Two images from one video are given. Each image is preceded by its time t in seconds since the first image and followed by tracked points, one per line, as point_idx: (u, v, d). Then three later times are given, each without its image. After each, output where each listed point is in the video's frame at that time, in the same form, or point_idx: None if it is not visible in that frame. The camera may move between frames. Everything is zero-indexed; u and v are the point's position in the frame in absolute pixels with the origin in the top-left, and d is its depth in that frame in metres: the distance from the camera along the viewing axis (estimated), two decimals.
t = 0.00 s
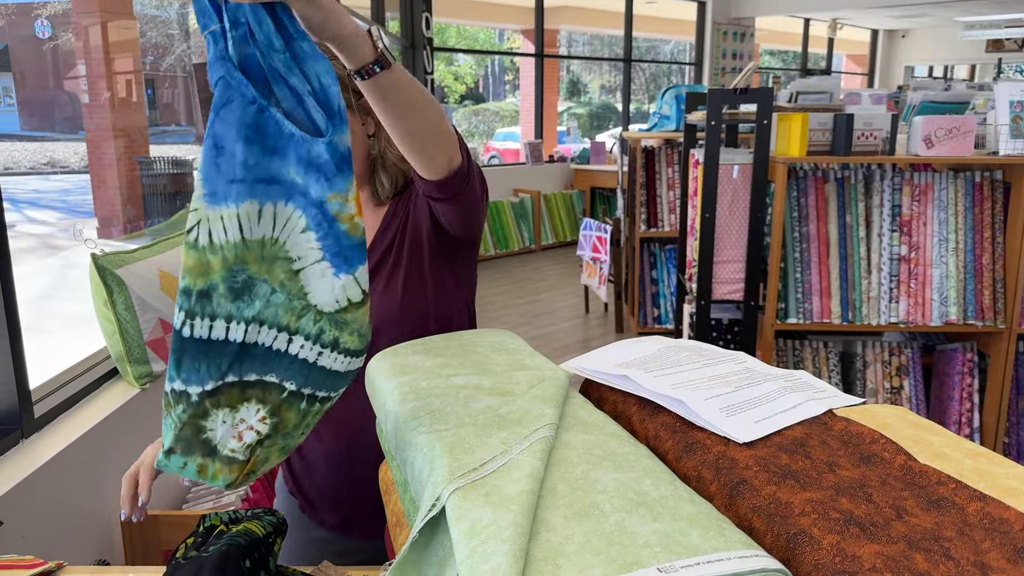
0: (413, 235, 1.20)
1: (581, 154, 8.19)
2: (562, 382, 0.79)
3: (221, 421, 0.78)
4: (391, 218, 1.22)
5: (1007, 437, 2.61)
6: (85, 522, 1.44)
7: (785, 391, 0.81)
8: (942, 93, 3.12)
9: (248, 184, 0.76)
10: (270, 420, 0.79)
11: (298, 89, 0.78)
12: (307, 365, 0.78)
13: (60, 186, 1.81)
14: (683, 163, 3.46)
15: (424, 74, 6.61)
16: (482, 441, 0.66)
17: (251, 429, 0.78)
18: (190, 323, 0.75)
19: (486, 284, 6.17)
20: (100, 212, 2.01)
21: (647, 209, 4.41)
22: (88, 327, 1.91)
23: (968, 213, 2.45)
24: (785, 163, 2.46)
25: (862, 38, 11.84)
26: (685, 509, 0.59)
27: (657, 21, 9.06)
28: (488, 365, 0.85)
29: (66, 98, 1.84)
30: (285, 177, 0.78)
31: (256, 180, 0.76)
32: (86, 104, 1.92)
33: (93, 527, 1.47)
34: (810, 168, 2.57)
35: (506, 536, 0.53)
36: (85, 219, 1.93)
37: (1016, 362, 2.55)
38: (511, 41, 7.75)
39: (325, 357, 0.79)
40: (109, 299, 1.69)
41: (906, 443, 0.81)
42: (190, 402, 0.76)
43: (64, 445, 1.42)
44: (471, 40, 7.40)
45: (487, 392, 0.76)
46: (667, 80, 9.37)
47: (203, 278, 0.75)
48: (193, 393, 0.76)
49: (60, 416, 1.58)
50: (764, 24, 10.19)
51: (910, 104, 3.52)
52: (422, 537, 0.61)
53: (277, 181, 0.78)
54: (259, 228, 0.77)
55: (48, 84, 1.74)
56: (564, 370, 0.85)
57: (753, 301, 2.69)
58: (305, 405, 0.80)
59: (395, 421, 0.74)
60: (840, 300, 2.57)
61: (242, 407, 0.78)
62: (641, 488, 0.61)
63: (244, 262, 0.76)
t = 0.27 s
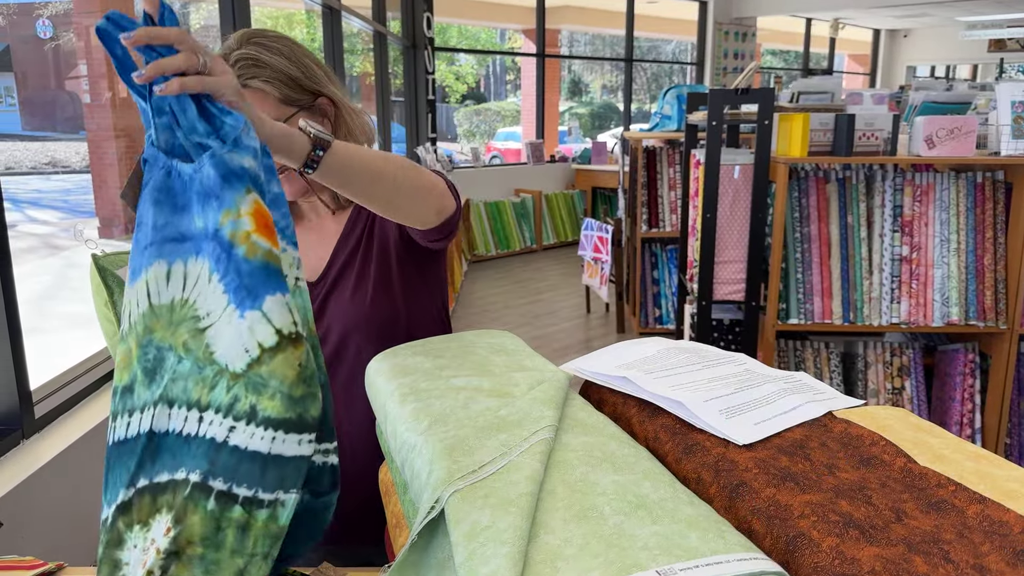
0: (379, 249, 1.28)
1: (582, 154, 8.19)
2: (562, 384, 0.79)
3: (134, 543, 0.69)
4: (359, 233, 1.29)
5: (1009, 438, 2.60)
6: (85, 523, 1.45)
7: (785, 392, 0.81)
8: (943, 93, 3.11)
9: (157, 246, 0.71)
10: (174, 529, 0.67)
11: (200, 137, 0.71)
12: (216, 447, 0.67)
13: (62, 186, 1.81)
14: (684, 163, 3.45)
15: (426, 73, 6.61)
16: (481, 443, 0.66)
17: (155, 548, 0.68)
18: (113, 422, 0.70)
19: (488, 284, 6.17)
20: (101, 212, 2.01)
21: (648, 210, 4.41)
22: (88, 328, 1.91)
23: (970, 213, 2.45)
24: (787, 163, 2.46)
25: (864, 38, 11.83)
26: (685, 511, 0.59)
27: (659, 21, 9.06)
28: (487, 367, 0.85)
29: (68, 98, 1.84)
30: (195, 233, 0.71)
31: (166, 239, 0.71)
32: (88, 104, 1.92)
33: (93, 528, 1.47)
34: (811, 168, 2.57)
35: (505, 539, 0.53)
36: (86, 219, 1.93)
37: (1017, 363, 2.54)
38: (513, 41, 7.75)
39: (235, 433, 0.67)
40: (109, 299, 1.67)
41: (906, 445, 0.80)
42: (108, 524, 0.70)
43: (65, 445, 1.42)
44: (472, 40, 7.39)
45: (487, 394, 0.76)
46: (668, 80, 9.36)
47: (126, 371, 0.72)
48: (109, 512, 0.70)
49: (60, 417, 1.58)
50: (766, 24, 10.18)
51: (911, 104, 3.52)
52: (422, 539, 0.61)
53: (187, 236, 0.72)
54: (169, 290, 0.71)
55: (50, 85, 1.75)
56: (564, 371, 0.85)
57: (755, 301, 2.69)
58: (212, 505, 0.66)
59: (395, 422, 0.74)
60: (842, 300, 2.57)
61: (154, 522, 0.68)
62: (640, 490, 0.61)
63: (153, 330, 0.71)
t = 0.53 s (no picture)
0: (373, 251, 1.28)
1: (583, 154, 8.19)
2: (564, 383, 0.79)
3: None
4: (350, 234, 1.28)
5: (1011, 438, 2.60)
6: (88, 522, 1.45)
7: (789, 391, 0.81)
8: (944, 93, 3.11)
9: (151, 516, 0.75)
10: None
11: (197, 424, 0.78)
12: None
13: (63, 186, 1.81)
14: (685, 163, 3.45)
15: (427, 73, 6.61)
16: (485, 442, 0.66)
17: None
18: None
19: (489, 284, 6.16)
20: (103, 212, 2.01)
21: (649, 209, 4.41)
22: (90, 328, 1.91)
23: (972, 213, 2.45)
24: (789, 163, 2.46)
25: (865, 38, 11.83)
26: (689, 510, 0.59)
27: (661, 21, 9.06)
28: (490, 365, 0.85)
29: (70, 98, 1.84)
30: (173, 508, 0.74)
31: (148, 510, 0.75)
32: (89, 104, 1.92)
33: (96, 528, 1.47)
34: (813, 168, 2.57)
35: (509, 537, 0.53)
36: (88, 219, 1.93)
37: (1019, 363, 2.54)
38: (514, 41, 7.75)
39: None
40: (111, 298, 1.69)
41: (910, 444, 0.80)
42: None
43: (68, 444, 1.43)
44: (473, 40, 7.40)
45: (490, 393, 0.76)
46: (670, 80, 9.36)
47: None
48: None
49: (62, 416, 1.58)
50: (767, 24, 10.18)
51: (913, 104, 3.51)
52: (426, 538, 0.61)
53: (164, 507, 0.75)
54: (150, 558, 0.74)
55: (51, 84, 1.75)
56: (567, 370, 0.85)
57: (756, 301, 2.69)
58: None
59: (398, 421, 0.74)
60: (843, 300, 2.57)
61: None
62: (644, 489, 0.61)
63: None
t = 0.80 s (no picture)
0: (369, 259, 1.27)
1: (585, 154, 8.19)
2: (569, 382, 0.79)
3: None
4: (345, 240, 1.28)
5: (1013, 438, 2.61)
6: (93, 521, 1.45)
7: (795, 391, 0.81)
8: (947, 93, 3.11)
9: (177, 542, 0.78)
10: None
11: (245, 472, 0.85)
12: None
13: (66, 186, 1.81)
14: (688, 163, 3.45)
15: (429, 73, 6.61)
16: (490, 440, 0.66)
17: None
18: None
19: (491, 284, 6.17)
20: (107, 212, 2.01)
21: (652, 209, 4.41)
22: (94, 327, 1.92)
23: (975, 213, 2.44)
24: (792, 163, 2.45)
25: (867, 38, 11.81)
26: (695, 509, 0.59)
27: (663, 21, 9.06)
28: (495, 365, 0.85)
29: (73, 97, 1.84)
30: (210, 541, 0.78)
31: (173, 537, 0.78)
32: (93, 104, 1.92)
33: (101, 526, 1.48)
34: (816, 168, 2.56)
35: (516, 536, 0.53)
36: (91, 219, 1.93)
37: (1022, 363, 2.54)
38: (516, 41, 7.75)
39: None
40: (115, 297, 1.69)
41: (915, 444, 0.80)
42: None
43: (73, 442, 1.43)
44: (476, 40, 7.40)
45: (495, 392, 0.76)
46: (672, 80, 9.36)
47: None
48: None
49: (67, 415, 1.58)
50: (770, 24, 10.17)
51: (916, 104, 3.51)
52: (432, 536, 0.61)
53: (203, 544, 0.78)
54: None
55: (54, 84, 1.75)
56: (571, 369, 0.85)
57: (760, 301, 2.69)
58: None
59: (403, 420, 0.74)
60: (846, 300, 2.57)
61: None
62: (650, 488, 0.61)
63: None
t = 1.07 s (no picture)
0: (371, 258, 1.27)
1: (588, 154, 8.18)
2: (572, 382, 0.79)
3: None
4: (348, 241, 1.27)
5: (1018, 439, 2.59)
6: (96, 520, 1.45)
7: (797, 392, 0.81)
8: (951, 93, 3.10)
9: (182, 537, 0.78)
10: None
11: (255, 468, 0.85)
12: None
13: (70, 185, 1.82)
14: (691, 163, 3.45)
15: (432, 73, 6.62)
16: (493, 440, 0.66)
17: None
18: None
19: (494, 284, 6.16)
20: (110, 211, 2.01)
21: (655, 210, 4.41)
22: (97, 327, 1.92)
23: (979, 213, 2.44)
24: (795, 163, 2.45)
25: (871, 37, 11.79)
26: (697, 510, 0.58)
27: (666, 21, 9.05)
28: (498, 365, 0.85)
29: (77, 97, 1.85)
30: (216, 537, 0.78)
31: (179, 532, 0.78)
32: (96, 103, 1.92)
33: (104, 525, 1.48)
34: (819, 168, 2.56)
35: (517, 537, 0.53)
36: (95, 218, 1.94)
37: None
38: (519, 41, 7.75)
39: None
40: (119, 298, 1.71)
41: (918, 445, 0.80)
42: None
43: (75, 442, 1.43)
44: (479, 40, 7.40)
45: (497, 392, 0.76)
46: (675, 80, 9.35)
47: None
48: None
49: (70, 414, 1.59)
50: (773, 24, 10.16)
51: (920, 104, 3.50)
52: (434, 537, 0.61)
53: (209, 538, 0.78)
54: None
55: (58, 84, 1.76)
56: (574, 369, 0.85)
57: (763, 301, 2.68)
58: None
59: (405, 420, 0.75)
60: (850, 300, 2.56)
61: None
62: (652, 489, 0.61)
63: None
